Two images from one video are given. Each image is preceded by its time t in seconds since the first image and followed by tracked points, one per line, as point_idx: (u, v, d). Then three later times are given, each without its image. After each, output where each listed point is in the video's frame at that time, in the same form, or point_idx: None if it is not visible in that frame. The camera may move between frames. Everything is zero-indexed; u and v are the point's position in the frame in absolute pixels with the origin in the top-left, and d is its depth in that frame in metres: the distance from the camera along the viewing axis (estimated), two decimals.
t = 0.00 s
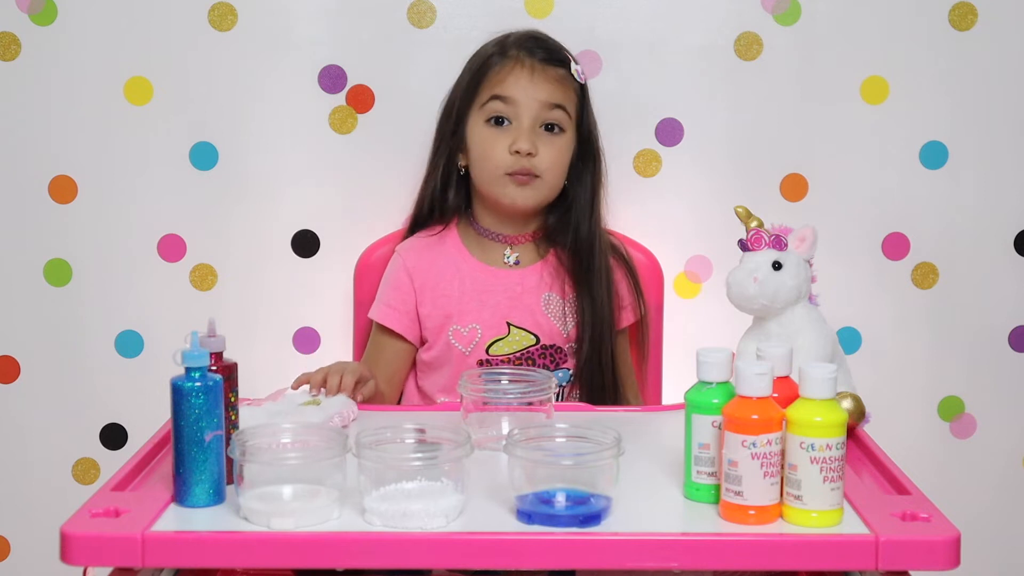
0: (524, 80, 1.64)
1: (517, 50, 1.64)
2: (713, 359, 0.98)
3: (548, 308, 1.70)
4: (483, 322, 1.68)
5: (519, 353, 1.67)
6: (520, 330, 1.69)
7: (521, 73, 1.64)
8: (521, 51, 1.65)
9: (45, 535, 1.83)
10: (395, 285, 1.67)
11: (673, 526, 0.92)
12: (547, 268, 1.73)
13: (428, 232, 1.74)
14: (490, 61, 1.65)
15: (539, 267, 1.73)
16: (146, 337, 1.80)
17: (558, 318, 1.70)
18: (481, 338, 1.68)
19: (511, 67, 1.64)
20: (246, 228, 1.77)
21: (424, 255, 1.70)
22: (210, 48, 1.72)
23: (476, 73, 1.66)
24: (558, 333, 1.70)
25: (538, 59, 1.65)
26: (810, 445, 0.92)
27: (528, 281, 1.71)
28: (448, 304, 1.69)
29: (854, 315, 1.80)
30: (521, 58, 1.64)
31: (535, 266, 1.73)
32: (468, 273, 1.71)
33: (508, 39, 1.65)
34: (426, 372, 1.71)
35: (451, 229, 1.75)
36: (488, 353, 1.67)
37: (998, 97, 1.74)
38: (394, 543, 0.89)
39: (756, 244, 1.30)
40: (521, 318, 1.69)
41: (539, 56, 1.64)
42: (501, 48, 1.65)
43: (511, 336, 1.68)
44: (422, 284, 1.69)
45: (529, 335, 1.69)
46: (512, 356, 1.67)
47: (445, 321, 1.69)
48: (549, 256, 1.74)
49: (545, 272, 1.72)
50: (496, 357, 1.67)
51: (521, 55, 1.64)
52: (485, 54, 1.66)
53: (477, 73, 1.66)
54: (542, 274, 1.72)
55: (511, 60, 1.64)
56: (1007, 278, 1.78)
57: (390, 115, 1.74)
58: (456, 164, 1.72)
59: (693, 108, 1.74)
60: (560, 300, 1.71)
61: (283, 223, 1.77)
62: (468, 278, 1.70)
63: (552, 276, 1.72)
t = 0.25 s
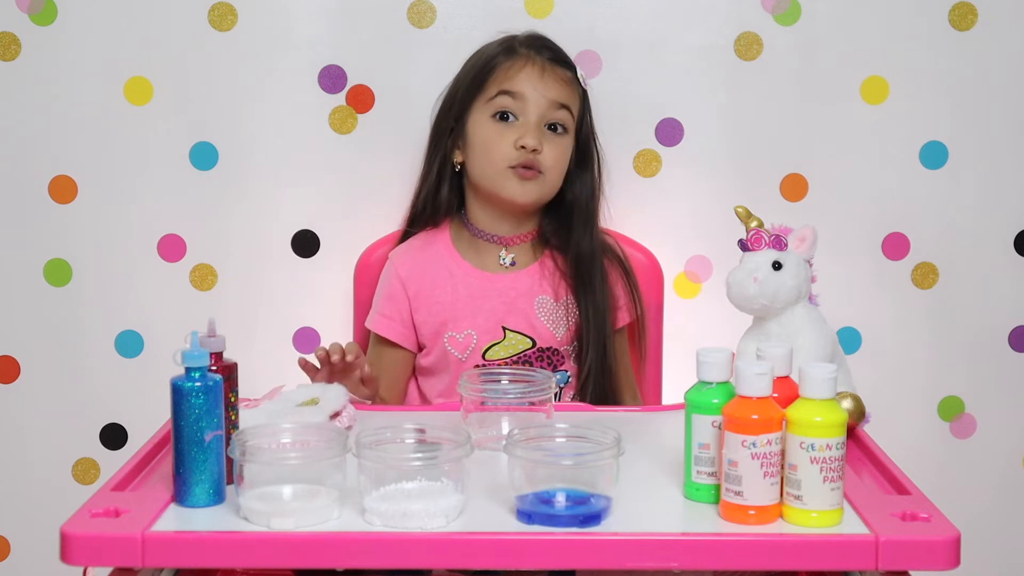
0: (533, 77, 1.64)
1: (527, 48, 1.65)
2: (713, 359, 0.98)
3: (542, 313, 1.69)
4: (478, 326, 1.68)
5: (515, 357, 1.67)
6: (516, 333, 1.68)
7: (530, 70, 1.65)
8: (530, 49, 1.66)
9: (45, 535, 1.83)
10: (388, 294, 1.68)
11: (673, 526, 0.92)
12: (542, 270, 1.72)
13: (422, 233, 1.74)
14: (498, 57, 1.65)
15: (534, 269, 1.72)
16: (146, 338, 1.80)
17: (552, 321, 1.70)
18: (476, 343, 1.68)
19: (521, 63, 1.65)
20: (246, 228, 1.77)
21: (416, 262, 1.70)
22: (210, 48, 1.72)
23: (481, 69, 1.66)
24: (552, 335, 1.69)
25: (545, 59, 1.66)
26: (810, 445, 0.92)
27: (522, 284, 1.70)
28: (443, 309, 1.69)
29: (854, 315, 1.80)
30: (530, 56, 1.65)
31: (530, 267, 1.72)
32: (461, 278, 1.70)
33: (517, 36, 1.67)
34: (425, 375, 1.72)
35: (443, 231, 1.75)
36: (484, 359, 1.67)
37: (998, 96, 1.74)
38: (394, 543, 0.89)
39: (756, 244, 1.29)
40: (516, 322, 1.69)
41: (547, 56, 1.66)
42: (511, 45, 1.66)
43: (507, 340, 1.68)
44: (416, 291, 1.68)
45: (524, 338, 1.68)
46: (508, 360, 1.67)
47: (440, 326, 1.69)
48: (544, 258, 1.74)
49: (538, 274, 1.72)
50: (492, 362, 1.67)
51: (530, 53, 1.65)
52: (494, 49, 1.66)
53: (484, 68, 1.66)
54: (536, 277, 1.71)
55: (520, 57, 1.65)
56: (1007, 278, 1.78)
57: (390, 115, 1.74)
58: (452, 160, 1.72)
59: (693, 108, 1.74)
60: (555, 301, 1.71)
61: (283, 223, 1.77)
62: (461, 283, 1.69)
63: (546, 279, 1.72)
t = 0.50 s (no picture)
0: (514, 89, 1.63)
1: (505, 57, 1.63)
2: (713, 359, 0.98)
3: (544, 306, 1.70)
4: (478, 322, 1.68)
5: (515, 352, 1.67)
6: (516, 329, 1.68)
7: (510, 82, 1.63)
8: (508, 58, 1.63)
9: (45, 535, 1.83)
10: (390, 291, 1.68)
11: (673, 526, 0.92)
12: (540, 266, 1.73)
13: (427, 234, 1.74)
14: (478, 69, 1.64)
15: (534, 266, 1.72)
16: (146, 338, 1.80)
17: (553, 316, 1.70)
18: (476, 339, 1.68)
19: (500, 75, 1.64)
20: (246, 228, 1.77)
21: (417, 260, 1.70)
22: (210, 48, 1.72)
23: (463, 83, 1.65)
24: (553, 332, 1.69)
25: (525, 66, 1.63)
26: (810, 445, 0.92)
27: (523, 280, 1.71)
28: (444, 306, 1.69)
29: (854, 315, 1.80)
30: (509, 66, 1.63)
31: (529, 266, 1.72)
32: (462, 276, 1.70)
33: (495, 43, 1.64)
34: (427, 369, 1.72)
35: (447, 235, 1.74)
36: (484, 354, 1.67)
37: (998, 97, 1.74)
38: (394, 543, 0.89)
39: (756, 244, 1.29)
40: (517, 318, 1.69)
41: (526, 63, 1.63)
42: (488, 56, 1.64)
43: (507, 335, 1.68)
44: (416, 288, 1.68)
45: (524, 334, 1.68)
46: (507, 356, 1.67)
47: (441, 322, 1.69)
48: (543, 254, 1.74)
49: (539, 272, 1.72)
50: (492, 357, 1.67)
51: (509, 63, 1.63)
52: (472, 60, 1.64)
53: (466, 81, 1.65)
54: (536, 273, 1.72)
55: (499, 68, 1.63)
56: (1007, 278, 1.78)
57: (390, 116, 1.74)
58: (448, 168, 1.73)
59: (693, 108, 1.74)
60: (555, 297, 1.71)
61: (283, 223, 1.77)
62: (462, 280, 1.70)
63: (545, 275, 1.72)
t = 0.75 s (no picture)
0: (506, 88, 1.64)
1: (496, 57, 1.64)
2: (713, 359, 0.98)
3: (541, 312, 1.70)
4: (477, 329, 1.69)
5: (514, 358, 1.68)
6: (515, 334, 1.69)
7: (502, 81, 1.64)
8: (500, 58, 1.64)
9: (45, 535, 1.83)
10: (388, 298, 1.69)
11: (673, 526, 0.92)
12: (538, 271, 1.72)
13: (420, 239, 1.73)
14: (470, 70, 1.64)
15: (532, 271, 1.72)
16: (146, 338, 1.80)
17: (549, 322, 1.70)
18: (475, 345, 1.68)
19: (492, 75, 1.64)
20: (246, 228, 1.77)
21: (415, 264, 1.70)
22: (210, 48, 1.72)
23: (454, 83, 1.65)
24: (552, 337, 1.70)
25: (517, 66, 1.64)
26: (810, 445, 0.92)
27: (521, 285, 1.71)
28: (443, 311, 1.69)
29: (854, 315, 1.80)
30: (501, 66, 1.64)
31: (527, 271, 1.72)
32: (460, 280, 1.70)
33: (487, 43, 1.65)
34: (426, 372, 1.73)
35: (443, 237, 1.75)
36: (484, 360, 1.68)
37: (998, 96, 1.74)
38: (394, 543, 0.89)
39: (756, 244, 1.29)
40: (516, 323, 1.69)
41: (518, 62, 1.64)
42: (480, 56, 1.64)
43: (506, 341, 1.68)
44: (415, 293, 1.68)
45: (524, 339, 1.69)
46: (508, 361, 1.68)
47: (440, 327, 1.69)
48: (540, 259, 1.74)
49: (537, 277, 1.72)
50: (492, 363, 1.68)
51: (501, 63, 1.64)
52: (464, 61, 1.65)
53: (458, 82, 1.65)
54: (534, 278, 1.72)
55: (491, 68, 1.64)
56: (1007, 278, 1.78)
57: (390, 115, 1.74)
58: (442, 173, 1.72)
59: (693, 108, 1.74)
60: (555, 302, 1.71)
61: (283, 223, 1.77)
62: (460, 284, 1.70)
63: (543, 279, 1.72)
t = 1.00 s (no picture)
0: (505, 96, 1.63)
1: (498, 64, 1.63)
2: (713, 359, 0.98)
3: (536, 314, 1.70)
4: (474, 331, 1.69)
5: (512, 359, 1.68)
6: (511, 336, 1.69)
7: (502, 89, 1.63)
8: (502, 64, 1.63)
9: (45, 535, 1.83)
10: (385, 299, 1.68)
11: (673, 526, 0.92)
12: (534, 272, 1.72)
13: (416, 238, 1.74)
14: (470, 75, 1.64)
15: (527, 273, 1.72)
16: (146, 338, 1.80)
17: (546, 324, 1.70)
18: (473, 347, 1.68)
19: (492, 81, 1.64)
20: (246, 228, 1.77)
21: (411, 265, 1.70)
22: (210, 48, 1.72)
23: (454, 86, 1.65)
24: (550, 338, 1.70)
25: (518, 73, 1.63)
26: (810, 445, 0.92)
27: (517, 287, 1.71)
28: (440, 313, 1.69)
29: (854, 315, 1.80)
30: (502, 73, 1.63)
31: (521, 273, 1.72)
32: (457, 281, 1.70)
33: (488, 47, 1.64)
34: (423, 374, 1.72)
35: (438, 236, 1.75)
36: (481, 362, 1.68)
37: (998, 96, 1.74)
38: (394, 543, 0.89)
39: (756, 244, 1.29)
40: (512, 325, 1.69)
41: (519, 70, 1.63)
42: (481, 61, 1.64)
43: (503, 343, 1.68)
44: (411, 295, 1.68)
45: (520, 341, 1.69)
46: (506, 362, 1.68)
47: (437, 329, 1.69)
48: (534, 261, 1.74)
49: (530, 279, 1.72)
50: (489, 364, 1.68)
51: (502, 69, 1.63)
52: (465, 64, 1.64)
53: (458, 85, 1.65)
54: (528, 280, 1.72)
55: (491, 74, 1.64)
56: (1007, 278, 1.78)
57: (390, 116, 1.74)
58: (437, 173, 1.73)
59: (693, 108, 1.74)
60: (553, 304, 1.71)
61: (283, 223, 1.77)
62: (456, 286, 1.70)
63: (537, 281, 1.72)
